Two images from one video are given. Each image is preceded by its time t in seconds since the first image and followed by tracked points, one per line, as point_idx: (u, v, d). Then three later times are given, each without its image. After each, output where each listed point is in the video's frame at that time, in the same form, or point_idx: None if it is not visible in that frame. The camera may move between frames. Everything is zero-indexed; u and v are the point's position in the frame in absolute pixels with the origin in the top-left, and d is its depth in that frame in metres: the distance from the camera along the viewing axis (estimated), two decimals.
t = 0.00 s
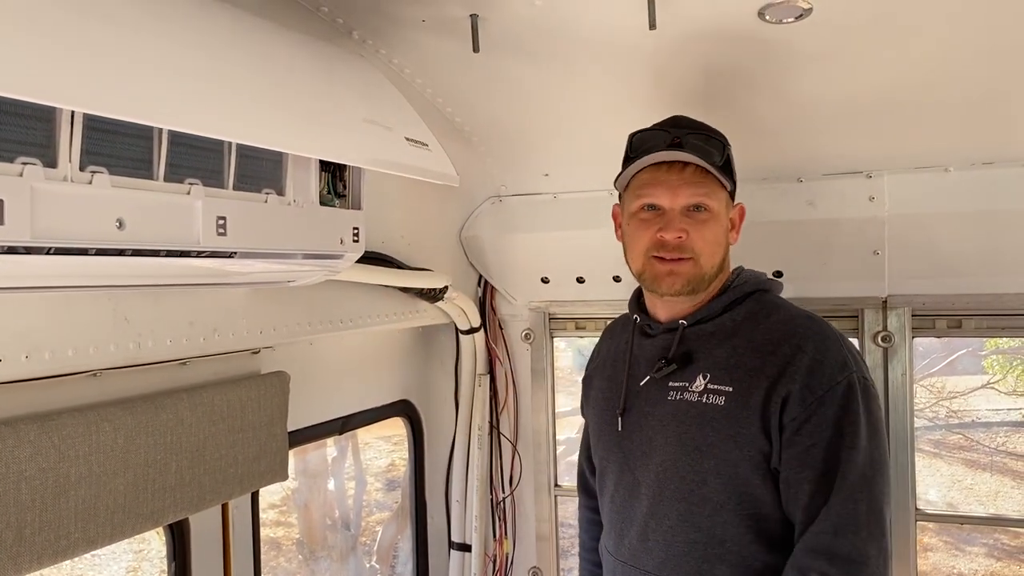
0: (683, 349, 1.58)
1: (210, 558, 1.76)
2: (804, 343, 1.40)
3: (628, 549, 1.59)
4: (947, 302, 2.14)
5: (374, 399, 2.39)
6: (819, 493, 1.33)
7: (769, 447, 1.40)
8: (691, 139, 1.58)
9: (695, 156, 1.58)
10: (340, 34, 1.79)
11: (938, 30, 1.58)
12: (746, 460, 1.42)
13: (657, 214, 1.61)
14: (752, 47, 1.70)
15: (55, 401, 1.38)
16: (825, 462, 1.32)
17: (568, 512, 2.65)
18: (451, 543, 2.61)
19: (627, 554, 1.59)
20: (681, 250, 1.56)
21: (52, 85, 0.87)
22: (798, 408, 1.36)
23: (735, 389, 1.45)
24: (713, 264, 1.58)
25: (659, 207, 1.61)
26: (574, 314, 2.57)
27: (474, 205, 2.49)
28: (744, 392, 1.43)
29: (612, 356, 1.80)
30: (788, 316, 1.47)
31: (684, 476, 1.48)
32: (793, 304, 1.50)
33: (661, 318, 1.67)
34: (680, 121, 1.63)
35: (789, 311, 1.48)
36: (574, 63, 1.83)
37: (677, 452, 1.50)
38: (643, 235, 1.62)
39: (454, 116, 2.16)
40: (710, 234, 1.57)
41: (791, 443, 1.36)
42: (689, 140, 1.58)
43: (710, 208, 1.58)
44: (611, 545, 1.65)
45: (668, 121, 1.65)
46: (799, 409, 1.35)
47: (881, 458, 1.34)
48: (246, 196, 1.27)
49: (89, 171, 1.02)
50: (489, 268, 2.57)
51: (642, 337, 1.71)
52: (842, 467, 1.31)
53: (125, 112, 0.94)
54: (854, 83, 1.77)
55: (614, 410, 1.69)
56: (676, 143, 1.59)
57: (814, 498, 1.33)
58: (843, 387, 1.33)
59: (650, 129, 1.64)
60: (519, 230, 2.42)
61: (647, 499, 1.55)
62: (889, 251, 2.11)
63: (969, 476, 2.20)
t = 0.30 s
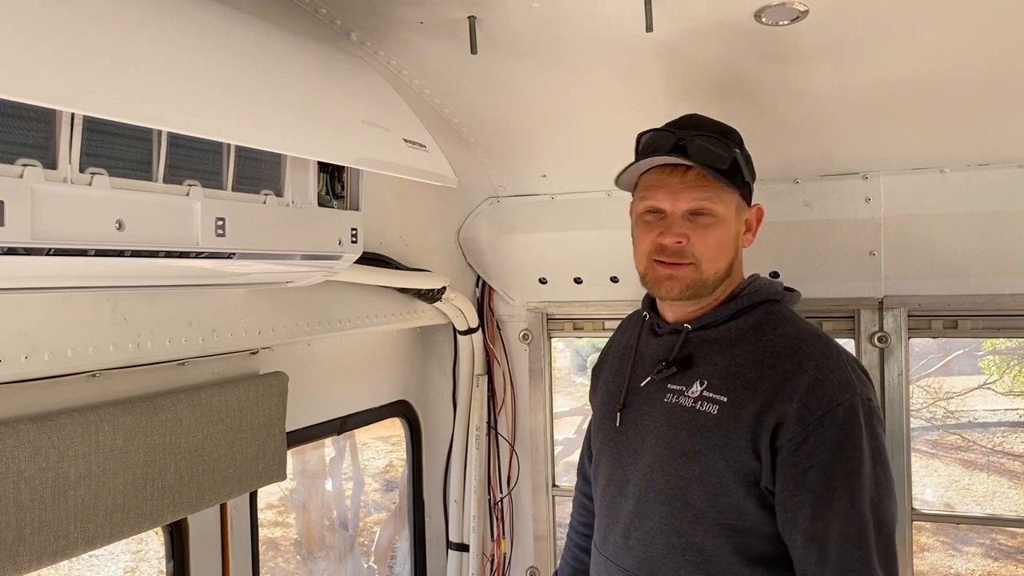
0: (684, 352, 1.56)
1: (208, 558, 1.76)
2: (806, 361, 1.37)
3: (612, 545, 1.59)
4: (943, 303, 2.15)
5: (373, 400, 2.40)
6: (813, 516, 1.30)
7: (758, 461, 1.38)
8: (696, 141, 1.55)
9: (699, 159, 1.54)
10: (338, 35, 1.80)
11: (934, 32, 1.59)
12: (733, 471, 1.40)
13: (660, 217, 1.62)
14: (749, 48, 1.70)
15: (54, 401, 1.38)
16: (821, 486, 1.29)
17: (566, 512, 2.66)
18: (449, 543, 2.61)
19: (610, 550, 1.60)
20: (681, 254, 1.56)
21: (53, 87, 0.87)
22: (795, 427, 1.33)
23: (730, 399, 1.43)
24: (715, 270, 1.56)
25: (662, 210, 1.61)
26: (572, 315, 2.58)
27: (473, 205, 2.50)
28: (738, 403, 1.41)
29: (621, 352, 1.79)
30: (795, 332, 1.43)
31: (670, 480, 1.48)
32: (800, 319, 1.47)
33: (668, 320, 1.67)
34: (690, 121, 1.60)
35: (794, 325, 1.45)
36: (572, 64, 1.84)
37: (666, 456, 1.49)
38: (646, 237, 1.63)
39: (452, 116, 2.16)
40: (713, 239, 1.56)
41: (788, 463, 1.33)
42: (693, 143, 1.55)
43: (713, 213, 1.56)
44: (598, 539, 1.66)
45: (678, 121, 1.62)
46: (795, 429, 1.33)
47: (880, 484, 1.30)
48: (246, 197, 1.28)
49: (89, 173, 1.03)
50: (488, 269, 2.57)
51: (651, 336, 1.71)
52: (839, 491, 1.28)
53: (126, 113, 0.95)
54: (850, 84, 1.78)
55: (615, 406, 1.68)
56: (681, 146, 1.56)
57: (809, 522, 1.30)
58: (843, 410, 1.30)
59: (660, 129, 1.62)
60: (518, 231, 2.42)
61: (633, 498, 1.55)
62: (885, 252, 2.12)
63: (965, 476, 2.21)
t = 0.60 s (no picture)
0: (681, 356, 1.51)
1: (208, 559, 1.77)
2: (804, 379, 1.31)
3: (600, 544, 1.57)
4: (940, 303, 2.16)
5: (372, 399, 2.41)
6: (799, 539, 1.23)
7: (743, 476, 1.32)
8: (625, 142, 1.56)
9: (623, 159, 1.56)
10: (337, 36, 1.80)
11: (931, 33, 1.60)
12: (718, 482, 1.35)
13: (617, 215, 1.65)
14: (747, 49, 1.71)
15: (54, 400, 1.39)
16: (812, 509, 1.22)
17: (565, 512, 2.67)
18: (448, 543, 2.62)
19: (598, 549, 1.58)
20: (618, 250, 1.59)
21: (55, 90, 0.88)
22: (786, 446, 1.27)
23: (719, 409, 1.37)
24: (644, 264, 1.53)
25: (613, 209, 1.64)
26: (571, 314, 2.58)
27: (471, 205, 2.50)
28: (728, 414, 1.36)
29: (628, 350, 1.75)
30: (795, 346, 1.36)
31: (654, 485, 1.43)
32: (801, 330, 1.40)
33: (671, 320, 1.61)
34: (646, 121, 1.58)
35: (794, 336, 1.38)
36: (570, 65, 1.84)
37: (652, 461, 1.45)
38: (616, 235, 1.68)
39: (451, 117, 2.17)
40: (639, 234, 1.53)
41: (777, 483, 1.27)
42: (623, 144, 1.57)
43: (635, 208, 1.53)
44: (590, 537, 1.64)
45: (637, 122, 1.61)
46: (787, 448, 1.27)
47: (875, 510, 1.23)
48: (245, 198, 1.28)
49: (90, 174, 1.03)
50: (487, 269, 2.58)
51: (654, 336, 1.66)
52: (830, 516, 1.21)
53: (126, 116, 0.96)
54: (848, 84, 1.79)
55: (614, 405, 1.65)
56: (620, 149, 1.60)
57: (797, 546, 1.24)
58: (838, 432, 1.24)
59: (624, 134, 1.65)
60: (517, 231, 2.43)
61: (620, 500, 1.52)
62: (882, 253, 2.13)
63: (963, 475, 2.22)
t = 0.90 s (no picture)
0: (676, 354, 1.50)
1: (209, 557, 1.77)
2: (780, 373, 1.27)
3: (602, 542, 1.57)
4: (940, 301, 2.17)
5: (373, 398, 2.41)
6: (765, 531, 1.21)
7: (722, 471, 1.30)
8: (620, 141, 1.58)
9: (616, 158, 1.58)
10: (339, 35, 1.80)
11: (933, 33, 1.59)
12: (700, 478, 1.33)
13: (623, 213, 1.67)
14: (748, 48, 1.71)
15: (57, 399, 1.39)
16: (777, 501, 1.19)
17: (566, 510, 2.67)
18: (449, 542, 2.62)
19: (601, 547, 1.58)
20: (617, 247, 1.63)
21: (57, 91, 0.88)
22: (756, 439, 1.24)
23: (702, 405, 1.36)
24: (633, 259, 1.56)
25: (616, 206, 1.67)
26: (572, 313, 2.58)
27: (472, 204, 2.50)
28: (709, 409, 1.34)
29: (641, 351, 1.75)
30: (778, 340, 1.33)
31: (643, 482, 1.43)
32: (792, 327, 1.35)
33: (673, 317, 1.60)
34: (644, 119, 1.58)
35: (784, 333, 1.34)
36: (572, 64, 1.85)
37: (642, 457, 1.44)
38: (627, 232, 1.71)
39: (452, 116, 2.17)
40: (629, 230, 1.56)
41: (747, 475, 1.24)
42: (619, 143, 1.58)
43: (625, 205, 1.56)
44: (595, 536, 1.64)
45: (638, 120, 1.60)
46: (756, 441, 1.24)
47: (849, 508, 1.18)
48: (246, 197, 1.29)
49: (93, 173, 1.04)
50: (488, 268, 2.58)
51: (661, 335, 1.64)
52: (795, 509, 1.18)
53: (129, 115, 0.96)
54: (849, 83, 1.79)
55: (621, 404, 1.65)
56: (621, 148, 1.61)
57: (764, 540, 1.21)
58: (809, 425, 1.20)
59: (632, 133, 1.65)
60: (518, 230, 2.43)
61: (617, 498, 1.51)
62: (884, 252, 2.12)
63: (965, 474, 2.22)
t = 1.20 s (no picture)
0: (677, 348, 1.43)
1: (211, 556, 1.77)
2: (754, 365, 1.19)
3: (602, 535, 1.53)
4: (945, 299, 2.15)
5: (375, 396, 2.40)
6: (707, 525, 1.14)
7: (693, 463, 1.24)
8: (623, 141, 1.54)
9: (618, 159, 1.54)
10: (341, 32, 1.79)
11: (938, 29, 1.58)
12: (675, 469, 1.28)
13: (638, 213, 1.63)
14: (752, 44, 1.70)
15: (57, 397, 1.39)
16: (721, 492, 1.13)
17: (568, 508, 2.67)
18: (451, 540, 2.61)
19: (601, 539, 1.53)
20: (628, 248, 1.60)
21: (57, 87, 0.88)
22: (715, 429, 1.17)
23: (684, 395, 1.30)
24: (636, 260, 1.53)
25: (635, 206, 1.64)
26: (574, 310, 2.57)
27: (474, 201, 2.49)
28: (688, 400, 1.28)
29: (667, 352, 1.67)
30: (765, 335, 1.24)
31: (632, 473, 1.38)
32: (784, 326, 1.25)
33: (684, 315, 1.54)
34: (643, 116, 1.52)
35: (775, 330, 1.25)
36: (575, 60, 1.83)
37: (634, 449, 1.40)
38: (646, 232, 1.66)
39: (454, 112, 2.16)
40: (630, 232, 1.53)
41: (705, 465, 1.18)
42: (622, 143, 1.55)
43: (627, 207, 1.53)
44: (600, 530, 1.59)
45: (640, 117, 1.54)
46: (715, 430, 1.17)
47: (790, 510, 1.08)
48: (247, 194, 1.28)
49: (92, 170, 1.03)
50: (489, 266, 2.57)
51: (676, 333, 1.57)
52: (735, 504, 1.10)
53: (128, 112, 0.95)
54: (854, 80, 1.78)
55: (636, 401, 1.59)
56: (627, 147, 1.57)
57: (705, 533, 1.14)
58: (765, 420, 1.12)
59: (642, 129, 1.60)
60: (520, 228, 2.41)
61: (616, 489, 1.47)
62: (888, 249, 2.11)
63: (968, 472, 2.21)
